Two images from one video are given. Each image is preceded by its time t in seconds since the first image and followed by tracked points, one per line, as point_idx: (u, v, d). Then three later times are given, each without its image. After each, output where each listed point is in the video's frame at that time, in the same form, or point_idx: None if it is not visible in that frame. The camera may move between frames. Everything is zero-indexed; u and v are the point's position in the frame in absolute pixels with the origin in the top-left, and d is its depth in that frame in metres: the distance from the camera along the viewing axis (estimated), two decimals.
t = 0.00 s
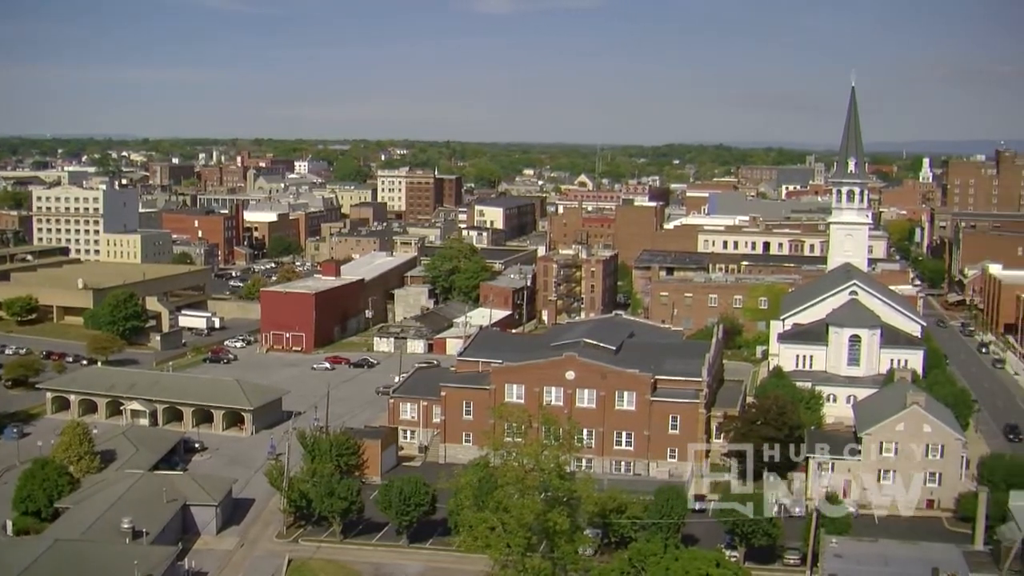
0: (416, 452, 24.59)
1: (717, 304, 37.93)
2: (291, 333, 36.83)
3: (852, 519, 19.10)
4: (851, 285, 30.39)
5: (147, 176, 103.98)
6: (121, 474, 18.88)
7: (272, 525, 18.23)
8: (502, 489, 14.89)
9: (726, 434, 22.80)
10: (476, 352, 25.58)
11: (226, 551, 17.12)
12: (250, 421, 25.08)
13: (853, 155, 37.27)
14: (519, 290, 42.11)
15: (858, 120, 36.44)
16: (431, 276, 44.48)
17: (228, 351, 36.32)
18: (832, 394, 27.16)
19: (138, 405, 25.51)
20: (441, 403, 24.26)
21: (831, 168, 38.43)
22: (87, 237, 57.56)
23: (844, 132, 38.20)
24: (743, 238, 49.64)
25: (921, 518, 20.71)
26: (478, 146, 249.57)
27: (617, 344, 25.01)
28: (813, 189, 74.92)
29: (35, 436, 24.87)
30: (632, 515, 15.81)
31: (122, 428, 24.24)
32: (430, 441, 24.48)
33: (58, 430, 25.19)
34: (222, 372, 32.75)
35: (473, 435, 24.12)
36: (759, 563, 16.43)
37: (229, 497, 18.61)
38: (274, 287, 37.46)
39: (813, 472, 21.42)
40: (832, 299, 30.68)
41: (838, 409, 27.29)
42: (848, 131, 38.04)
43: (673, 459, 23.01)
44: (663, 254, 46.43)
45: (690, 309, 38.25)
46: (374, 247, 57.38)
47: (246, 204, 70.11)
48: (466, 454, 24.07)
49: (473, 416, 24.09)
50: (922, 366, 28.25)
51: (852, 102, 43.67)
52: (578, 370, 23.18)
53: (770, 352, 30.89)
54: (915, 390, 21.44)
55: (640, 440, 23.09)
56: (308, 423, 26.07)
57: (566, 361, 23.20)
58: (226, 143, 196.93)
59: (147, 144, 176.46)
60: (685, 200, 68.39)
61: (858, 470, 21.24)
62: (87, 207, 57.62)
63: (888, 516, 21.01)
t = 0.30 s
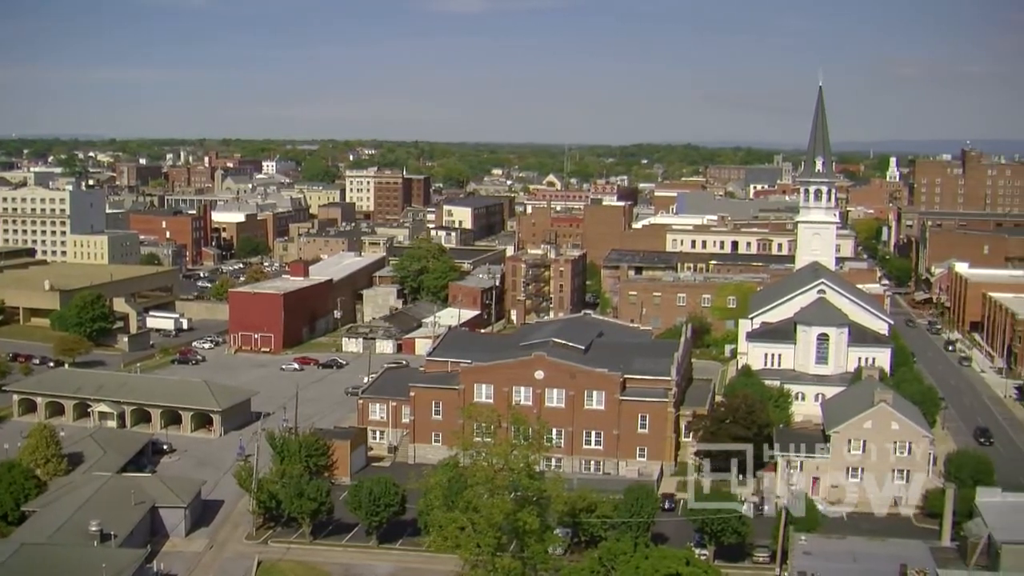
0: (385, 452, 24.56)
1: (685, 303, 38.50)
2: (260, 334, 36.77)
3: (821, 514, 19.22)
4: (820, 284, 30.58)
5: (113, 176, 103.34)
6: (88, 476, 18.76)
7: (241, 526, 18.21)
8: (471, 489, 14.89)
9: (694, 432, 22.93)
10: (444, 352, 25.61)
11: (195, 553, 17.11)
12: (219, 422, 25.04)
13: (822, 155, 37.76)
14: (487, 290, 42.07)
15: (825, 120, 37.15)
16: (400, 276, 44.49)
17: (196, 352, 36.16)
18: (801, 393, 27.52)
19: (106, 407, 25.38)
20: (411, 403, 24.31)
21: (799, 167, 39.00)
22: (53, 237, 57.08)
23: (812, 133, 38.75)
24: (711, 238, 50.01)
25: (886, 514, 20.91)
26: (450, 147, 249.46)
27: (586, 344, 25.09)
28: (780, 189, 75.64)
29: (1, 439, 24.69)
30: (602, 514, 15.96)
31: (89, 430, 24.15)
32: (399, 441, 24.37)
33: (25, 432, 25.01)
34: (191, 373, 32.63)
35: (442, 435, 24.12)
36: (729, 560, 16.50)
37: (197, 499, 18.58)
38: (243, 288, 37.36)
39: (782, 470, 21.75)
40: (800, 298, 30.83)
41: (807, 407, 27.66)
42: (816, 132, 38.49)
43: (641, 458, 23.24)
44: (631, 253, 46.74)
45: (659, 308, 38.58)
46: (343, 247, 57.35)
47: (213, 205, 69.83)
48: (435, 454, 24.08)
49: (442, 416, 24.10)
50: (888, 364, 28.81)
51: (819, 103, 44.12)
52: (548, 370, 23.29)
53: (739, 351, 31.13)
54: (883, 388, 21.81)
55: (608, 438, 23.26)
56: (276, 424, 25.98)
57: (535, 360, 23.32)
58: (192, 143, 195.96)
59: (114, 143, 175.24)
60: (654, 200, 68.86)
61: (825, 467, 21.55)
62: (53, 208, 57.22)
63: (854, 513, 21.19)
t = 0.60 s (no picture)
0: (358, 453, 24.69)
1: (657, 302, 38.77)
2: (232, 335, 36.92)
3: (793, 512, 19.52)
4: (791, 283, 31.13)
5: (84, 176, 102.85)
6: (60, 478, 18.81)
7: (213, 528, 18.55)
8: (444, 489, 14.85)
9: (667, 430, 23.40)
10: (417, 352, 25.94)
11: (168, 555, 17.44)
12: (191, 423, 25.33)
13: (792, 155, 38.42)
14: (460, 289, 42.18)
15: (797, 120, 37.74)
16: (372, 276, 44.66)
17: (169, 353, 36.36)
18: (773, 392, 28.08)
19: (77, 408, 25.65)
20: (383, 403, 24.45)
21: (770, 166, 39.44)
22: (23, 238, 56.31)
23: (784, 132, 39.24)
24: (683, 237, 50.49)
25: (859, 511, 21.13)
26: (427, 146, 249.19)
27: (558, 343, 25.53)
28: (753, 188, 76.43)
29: None
30: (575, 514, 16.19)
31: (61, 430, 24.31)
32: (371, 441, 24.57)
33: None
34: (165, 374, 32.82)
35: (415, 435, 24.32)
36: (701, 559, 16.56)
37: (169, 501, 18.89)
38: (215, 288, 37.40)
39: (755, 468, 21.87)
40: (771, 297, 31.43)
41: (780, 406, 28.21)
42: (788, 131, 38.95)
43: (615, 457, 23.50)
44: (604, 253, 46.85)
45: (631, 308, 38.82)
46: (314, 247, 57.33)
47: (185, 204, 69.70)
48: (408, 454, 24.22)
49: (415, 417, 24.28)
50: (860, 363, 29.28)
51: (790, 104, 44.86)
52: (520, 370, 23.47)
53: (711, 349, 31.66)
54: (855, 387, 21.97)
55: (580, 438, 23.50)
56: (249, 424, 26.37)
57: (508, 360, 23.51)
58: (160, 142, 194.99)
59: (83, 142, 173.52)
60: (626, 199, 69.46)
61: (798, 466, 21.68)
62: (24, 208, 56.77)
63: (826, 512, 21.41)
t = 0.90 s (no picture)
0: (331, 453, 25.21)
1: (629, 301, 39.35)
2: (204, 336, 37.29)
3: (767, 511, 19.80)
4: (763, 282, 31.65)
5: (54, 176, 102.35)
6: (31, 480, 18.96)
7: (186, 530, 18.99)
8: (418, 489, 14.84)
9: (641, 430, 23.88)
10: (389, 351, 26.38)
11: (140, 557, 17.86)
12: (164, 425, 25.62)
13: (764, 155, 38.20)
14: (432, 289, 42.80)
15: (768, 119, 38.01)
16: (344, 276, 44.97)
17: (140, 354, 36.63)
18: (745, 391, 28.86)
19: (47, 411, 25.91)
20: (356, 403, 24.91)
21: (742, 164, 39.36)
22: None
23: (756, 130, 39.45)
24: (656, 236, 51.02)
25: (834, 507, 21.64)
26: (404, 146, 249.15)
27: (531, 342, 25.90)
28: (725, 187, 77.37)
29: None
30: (548, 513, 16.58)
31: (33, 432, 24.54)
32: (344, 442, 25.22)
33: None
34: (137, 376, 33.08)
35: (388, 435, 24.83)
36: (676, 558, 16.98)
37: (142, 503, 19.30)
38: (187, 289, 37.68)
39: (728, 466, 22.42)
40: (744, 296, 31.86)
41: (752, 404, 29.00)
42: (759, 130, 39.15)
43: (587, 456, 23.87)
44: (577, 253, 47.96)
45: (604, 307, 39.51)
46: (286, 247, 57.92)
47: (156, 205, 69.62)
48: (381, 454, 24.67)
49: (387, 416, 24.79)
50: (831, 360, 29.91)
51: (763, 102, 45.36)
52: (492, 369, 23.89)
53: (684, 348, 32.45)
54: (826, 385, 22.48)
55: (553, 437, 23.91)
56: (222, 425, 26.69)
57: (480, 360, 23.90)
58: (127, 143, 193.98)
59: (52, 142, 171.98)
60: (598, 199, 70.16)
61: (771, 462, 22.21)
62: None
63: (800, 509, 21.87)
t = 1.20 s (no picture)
0: (304, 454, 25.80)
1: (601, 301, 40.12)
2: (176, 337, 37.54)
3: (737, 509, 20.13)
4: (735, 281, 32.21)
5: (23, 177, 101.80)
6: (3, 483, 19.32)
7: (159, 531, 19.43)
8: (391, 489, 14.98)
9: (613, 429, 24.41)
10: (361, 352, 26.89)
11: (113, 559, 18.28)
12: (136, 426, 26.04)
13: (736, 155, 39.18)
14: (405, 290, 43.53)
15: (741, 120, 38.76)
16: (317, 276, 46.00)
17: (112, 355, 36.92)
18: (718, 389, 29.38)
19: (18, 412, 26.21)
20: (329, 404, 25.43)
21: (714, 164, 40.14)
22: None
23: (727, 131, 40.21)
24: (629, 235, 52.15)
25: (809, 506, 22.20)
26: (377, 146, 249.76)
27: (503, 342, 26.63)
28: (696, 187, 79.41)
29: None
30: (522, 513, 16.97)
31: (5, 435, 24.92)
32: (317, 442, 25.86)
33: None
34: (109, 377, 33.48)
35: (361, 435, 25.34)
36: (650, 556, 17.41)
37: (114, 505, 19.69)
38: (157, 291, 38.09)
39: (701, 466, 22.75)
40: (715, 296, 32.50)
41: (724, 403, 29.52)
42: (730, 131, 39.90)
43: (561, 456, 24.58)
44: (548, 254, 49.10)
45: (576, 307, 40.23)
46: (258, 248, 59.53)
47: (129, 205, 69.77)
48: (354, 454, 25.26)
49: (360, 416, 25.35)
50: (803, 359, 30.48)
51: (734, 104, 46.06)
52: (465, 369, 24.53)
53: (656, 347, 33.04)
54: (798, 384, 22.87)
55: (525, 437, 24.59)
56: (194, 426, 27.11)
57: (453, 359, 24.51)
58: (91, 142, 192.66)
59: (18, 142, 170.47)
60: (569, 199, 71.22)
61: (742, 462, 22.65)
62: None
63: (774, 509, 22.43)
